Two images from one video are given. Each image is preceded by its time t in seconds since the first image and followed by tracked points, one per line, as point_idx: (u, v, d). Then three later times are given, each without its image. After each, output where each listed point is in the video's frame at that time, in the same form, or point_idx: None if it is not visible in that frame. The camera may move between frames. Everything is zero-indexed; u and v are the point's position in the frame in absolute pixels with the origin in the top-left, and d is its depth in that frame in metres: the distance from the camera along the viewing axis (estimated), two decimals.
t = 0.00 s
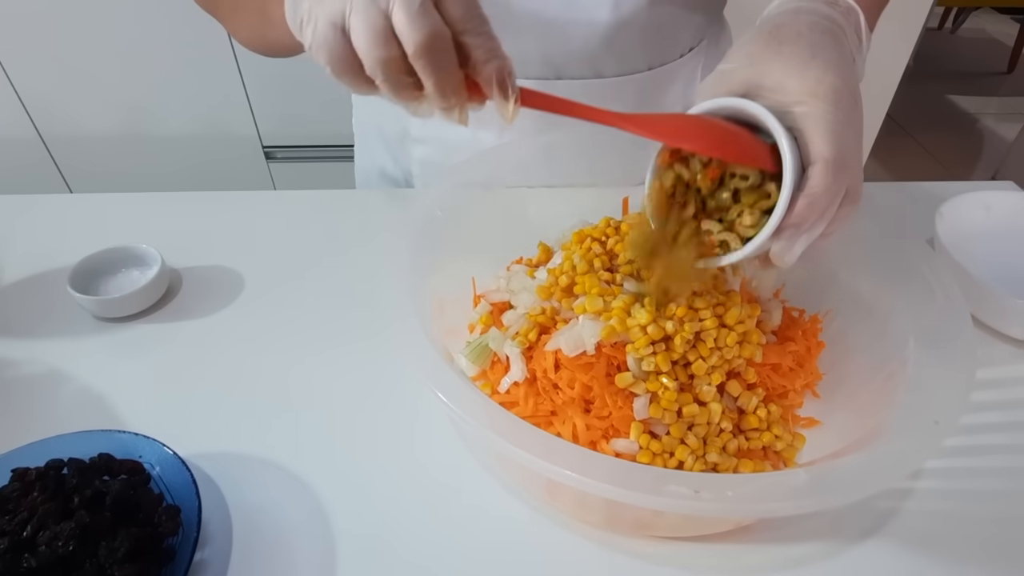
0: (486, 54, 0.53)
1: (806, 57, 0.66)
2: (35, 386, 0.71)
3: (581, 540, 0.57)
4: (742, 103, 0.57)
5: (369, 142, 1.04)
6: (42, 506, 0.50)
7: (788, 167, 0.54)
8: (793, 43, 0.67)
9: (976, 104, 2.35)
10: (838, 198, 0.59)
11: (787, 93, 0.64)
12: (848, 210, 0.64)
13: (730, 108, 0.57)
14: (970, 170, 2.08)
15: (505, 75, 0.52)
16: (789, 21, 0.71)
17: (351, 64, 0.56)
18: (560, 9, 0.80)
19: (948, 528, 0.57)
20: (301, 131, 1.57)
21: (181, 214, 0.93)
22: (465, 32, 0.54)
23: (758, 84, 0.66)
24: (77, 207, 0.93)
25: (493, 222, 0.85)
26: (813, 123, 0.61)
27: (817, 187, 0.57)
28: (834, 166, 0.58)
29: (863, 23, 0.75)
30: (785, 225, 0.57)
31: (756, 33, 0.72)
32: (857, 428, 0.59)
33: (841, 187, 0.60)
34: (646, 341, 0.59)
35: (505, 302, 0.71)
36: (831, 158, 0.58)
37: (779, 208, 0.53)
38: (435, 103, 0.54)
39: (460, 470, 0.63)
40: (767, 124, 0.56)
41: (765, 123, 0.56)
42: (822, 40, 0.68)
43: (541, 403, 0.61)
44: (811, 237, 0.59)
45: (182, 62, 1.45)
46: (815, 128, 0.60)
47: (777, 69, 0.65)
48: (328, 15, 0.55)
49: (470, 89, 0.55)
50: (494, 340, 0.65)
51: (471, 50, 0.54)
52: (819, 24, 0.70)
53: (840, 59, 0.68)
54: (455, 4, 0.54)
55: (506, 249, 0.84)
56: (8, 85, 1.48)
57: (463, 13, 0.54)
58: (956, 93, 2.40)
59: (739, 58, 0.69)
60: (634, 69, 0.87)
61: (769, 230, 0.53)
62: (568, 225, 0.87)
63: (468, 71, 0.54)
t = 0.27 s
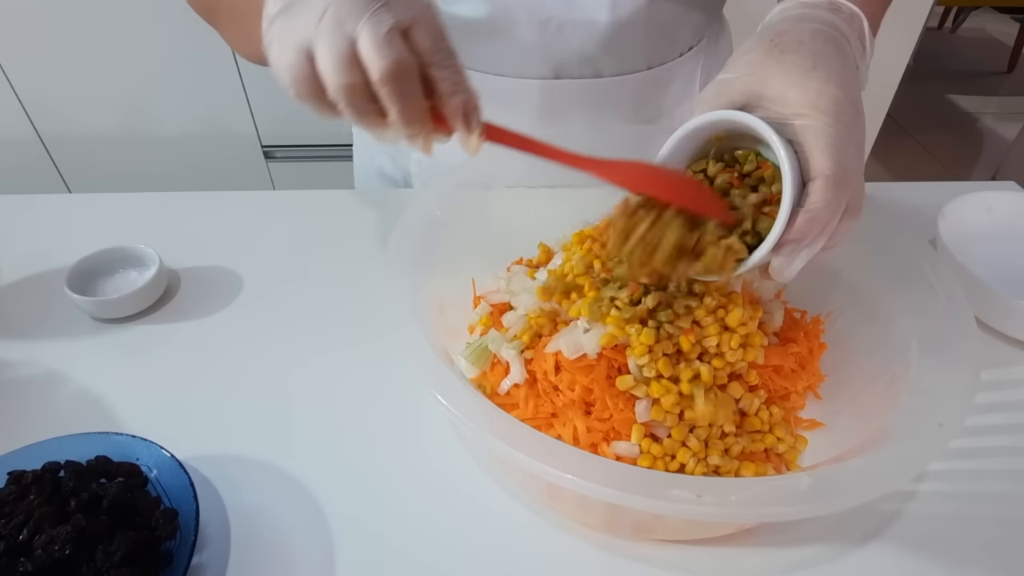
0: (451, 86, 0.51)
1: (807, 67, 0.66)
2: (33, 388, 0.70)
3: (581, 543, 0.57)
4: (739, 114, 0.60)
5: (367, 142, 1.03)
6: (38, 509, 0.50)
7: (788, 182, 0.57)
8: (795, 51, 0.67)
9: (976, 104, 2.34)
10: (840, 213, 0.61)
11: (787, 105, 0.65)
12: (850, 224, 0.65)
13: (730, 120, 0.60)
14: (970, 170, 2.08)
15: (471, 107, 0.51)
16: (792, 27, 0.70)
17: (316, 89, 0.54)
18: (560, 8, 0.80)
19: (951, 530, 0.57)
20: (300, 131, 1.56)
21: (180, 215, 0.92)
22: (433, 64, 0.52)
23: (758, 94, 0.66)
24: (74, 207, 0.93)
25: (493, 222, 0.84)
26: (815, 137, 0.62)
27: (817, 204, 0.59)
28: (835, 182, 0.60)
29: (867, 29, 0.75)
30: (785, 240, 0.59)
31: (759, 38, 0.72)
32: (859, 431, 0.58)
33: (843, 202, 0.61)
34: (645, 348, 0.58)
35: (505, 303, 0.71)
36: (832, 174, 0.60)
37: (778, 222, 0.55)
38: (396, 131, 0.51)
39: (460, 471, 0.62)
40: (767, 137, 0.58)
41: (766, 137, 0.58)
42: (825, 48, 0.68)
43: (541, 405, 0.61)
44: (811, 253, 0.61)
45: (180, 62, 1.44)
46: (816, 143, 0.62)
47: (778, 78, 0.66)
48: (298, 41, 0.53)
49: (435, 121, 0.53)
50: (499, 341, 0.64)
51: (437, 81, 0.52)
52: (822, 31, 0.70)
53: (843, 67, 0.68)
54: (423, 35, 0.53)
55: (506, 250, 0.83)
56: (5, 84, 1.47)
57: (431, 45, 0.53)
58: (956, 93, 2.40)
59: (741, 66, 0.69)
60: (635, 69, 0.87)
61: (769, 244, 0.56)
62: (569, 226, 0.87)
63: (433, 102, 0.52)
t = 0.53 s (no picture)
0: (366, 83, 0.56)
1: (815, 66, 0.66)
2: (28, 388, 0.70)
3: (580, 544, 0.56)
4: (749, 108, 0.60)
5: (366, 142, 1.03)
6: (32, 510, 0.49)
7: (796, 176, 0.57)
8: (801, 51, 0.67)
9: (975, 104, 2.34)
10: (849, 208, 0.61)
11: (795, 102, 0.64)
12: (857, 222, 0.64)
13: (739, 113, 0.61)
14: (969, 169, 2.07)
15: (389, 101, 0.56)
16: (798, 28, 0.70)
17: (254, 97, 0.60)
18: (559, 6, 0.80)
19: (951, 531, 0.56)
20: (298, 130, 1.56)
21: (176, 214, 0.92)
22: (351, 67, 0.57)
23: (764, 93, 0.66)
24: (71, 206, 0.92)
25: (491, 221, 0.84)
26: (825, 131, 0.61)
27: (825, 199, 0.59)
28: (844, 177, 0.60)
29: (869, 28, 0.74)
30: (791, 234, 0.59)
31: (764, 40, 0.72)
32: (859, 431, 0.58)
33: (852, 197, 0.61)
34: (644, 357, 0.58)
35: (503, 304, 0.70)
36: (841, 169, 0.60)
37: (784, 220, 0.56)
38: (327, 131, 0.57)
39: (459, 472, 0.62)
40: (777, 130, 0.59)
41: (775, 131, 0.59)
42: (830, 49, 0.68)
43: (540, 406, 0.61)
44: (819, 248, 0.61)
45: (178, 60, 1.44)
46: (825, 138, 0.61)
47: (784, 78, 0.66)
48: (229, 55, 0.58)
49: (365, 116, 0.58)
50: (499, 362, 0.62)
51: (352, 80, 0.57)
52: (828, 33, 0.69)
53: (849, 68, 0.67)
54: (333, 34, 0.57)
55: (505, 250, 0.83)
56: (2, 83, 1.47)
57: (343, 43, 0.57)
58: (955, 92, 2.39)
59: (747, 65, 0.69)
60: (634, 68, 0.86)
61: (776, 239, 0.56)
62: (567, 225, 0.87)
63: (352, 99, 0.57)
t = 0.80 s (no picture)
0: (344, 108, 0.60)
1: (812, 64, 0.66)
2: (26, 387, 0.70)
3: (580, 543, 0.56)
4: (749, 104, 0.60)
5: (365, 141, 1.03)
6: (30, 510, 0.49)
7: (801, 165, 0.56)
8: (797, 50, 0.67)
9: (973, 102, 2.34)
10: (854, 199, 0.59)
11: (793, 100, 0.64)
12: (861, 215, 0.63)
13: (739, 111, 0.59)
14: (967, 168, 2.08)
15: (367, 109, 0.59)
16: (793, 30, 0.70)
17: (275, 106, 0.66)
18: (557, 4, 0.80)
19: (951, 530, 0.56)
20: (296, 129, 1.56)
21: (174, 213, 0.91)
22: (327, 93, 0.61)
23: (762, 93, 0.66)
24: (69, 205, 0.92)
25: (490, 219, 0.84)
26: (827, 122, 0.61)
27: (831, 188, 0.58)
28: (848, 167, 0.59)
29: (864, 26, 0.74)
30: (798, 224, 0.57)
31: (759, 42, 0.71)
32: (858, 429, 0.58)
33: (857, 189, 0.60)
34: (643, 360, 0.58)
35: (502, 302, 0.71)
36: (844, 159, 0.59)
37: (791, 207, 0.54)
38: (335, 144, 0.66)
39: (458, 471, 0.62)
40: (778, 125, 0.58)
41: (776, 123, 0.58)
42: (826, 48, 0.68)
43: (539, 405, 0.60)
44: (825, 240, 0.58)
45: (176, 59, 1.44)
46: (827, 131, 0.61)
47: (780, 77, 0.66)
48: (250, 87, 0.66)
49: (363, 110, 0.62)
50: (497, 367, 0.63)
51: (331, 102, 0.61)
52: (822, 33, 0.69)
53: (845, 65, 0.67)
54: (306, 65, 0.61)
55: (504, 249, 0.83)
56: None
57: (316, 73, 0.61)
58: (954, 91, 2.40)
59: (743, 67, 0.69)
60: (633, 66, 0.86)
61: (783, 229, 0.54)
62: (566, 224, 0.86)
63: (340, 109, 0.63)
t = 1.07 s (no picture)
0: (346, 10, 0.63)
1: (805, 63, 0.66)
2: (27, 387, 0.70)
3: (580, 543, 0.57)
4: (745, 104, 0.60)
5: (365, 141, 1.03)
6: (32, 510, 0.49)
7: (800, 163, 0.56)
8: (790, 52, 0.67)
9: (971, 102, 2.35)
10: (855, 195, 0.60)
11: (788, 100, 0.65)
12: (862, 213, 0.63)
13: (736, 113, 0.60)
14: (965, 167, 2.08)
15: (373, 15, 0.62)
16: (785, 33, 0.70)
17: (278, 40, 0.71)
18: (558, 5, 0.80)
19: (949, 528, 0.57)
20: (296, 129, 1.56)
21: (174, 213, 0.92)
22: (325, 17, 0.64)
23: (757, 93, 0.66)
24: (69, 205, 0.92)
25: (490, 219, 0.84)
26: (824, 120, 0.62)
27: (832, 186, 0.58)
28: (848, 164, 0.60)
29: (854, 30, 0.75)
30: (800, 221, 0.57)
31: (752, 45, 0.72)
32: (857, 428, 0.59)
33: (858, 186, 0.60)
34: (643, 360, 0.58)
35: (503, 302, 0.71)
36: (844, 156, 0.60)
37: (792, 208, 0.55)
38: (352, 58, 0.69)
39: (458, 470, 0.62)
40: (777, 125, 0.58)
41: (772, 124, 0.59)
42: (818, 49, 0.68)
43: (539, 405, 0.61)
44: (828, 237, 0.59)
45: (175, 59, 1.44)
46: (825, 130, 0.62)
47: (774, 76, 0.66)
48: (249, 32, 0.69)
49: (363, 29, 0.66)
50: (497, 367, 0.63)
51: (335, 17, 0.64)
52: (814, 36, 0.69)
53: (838, 65, 0.67)
54: None
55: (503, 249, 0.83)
56: None
57: None
58: (952, 91, 2.40)
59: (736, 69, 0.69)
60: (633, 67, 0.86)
61: (785, 229, 0.55)
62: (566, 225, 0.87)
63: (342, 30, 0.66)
